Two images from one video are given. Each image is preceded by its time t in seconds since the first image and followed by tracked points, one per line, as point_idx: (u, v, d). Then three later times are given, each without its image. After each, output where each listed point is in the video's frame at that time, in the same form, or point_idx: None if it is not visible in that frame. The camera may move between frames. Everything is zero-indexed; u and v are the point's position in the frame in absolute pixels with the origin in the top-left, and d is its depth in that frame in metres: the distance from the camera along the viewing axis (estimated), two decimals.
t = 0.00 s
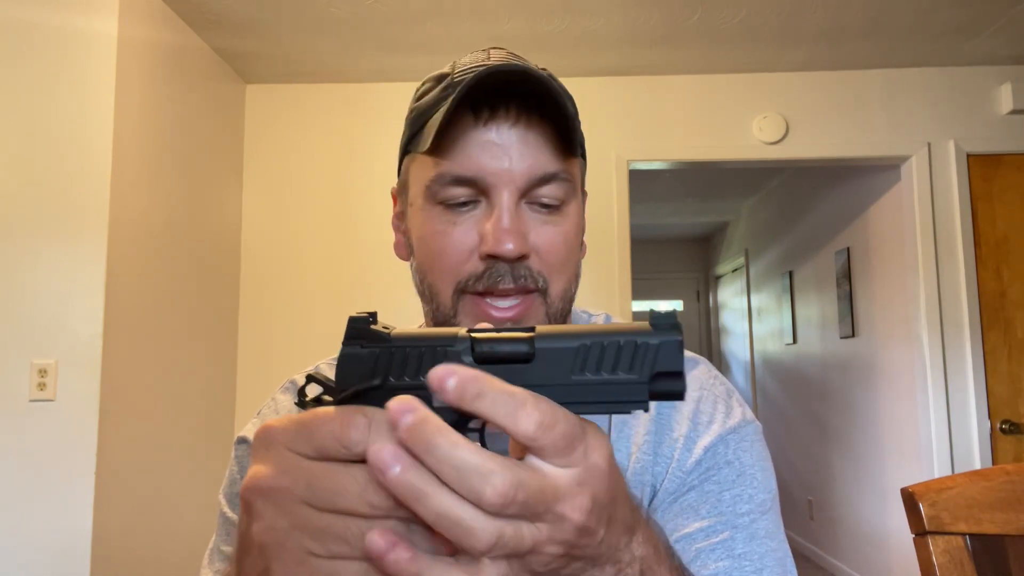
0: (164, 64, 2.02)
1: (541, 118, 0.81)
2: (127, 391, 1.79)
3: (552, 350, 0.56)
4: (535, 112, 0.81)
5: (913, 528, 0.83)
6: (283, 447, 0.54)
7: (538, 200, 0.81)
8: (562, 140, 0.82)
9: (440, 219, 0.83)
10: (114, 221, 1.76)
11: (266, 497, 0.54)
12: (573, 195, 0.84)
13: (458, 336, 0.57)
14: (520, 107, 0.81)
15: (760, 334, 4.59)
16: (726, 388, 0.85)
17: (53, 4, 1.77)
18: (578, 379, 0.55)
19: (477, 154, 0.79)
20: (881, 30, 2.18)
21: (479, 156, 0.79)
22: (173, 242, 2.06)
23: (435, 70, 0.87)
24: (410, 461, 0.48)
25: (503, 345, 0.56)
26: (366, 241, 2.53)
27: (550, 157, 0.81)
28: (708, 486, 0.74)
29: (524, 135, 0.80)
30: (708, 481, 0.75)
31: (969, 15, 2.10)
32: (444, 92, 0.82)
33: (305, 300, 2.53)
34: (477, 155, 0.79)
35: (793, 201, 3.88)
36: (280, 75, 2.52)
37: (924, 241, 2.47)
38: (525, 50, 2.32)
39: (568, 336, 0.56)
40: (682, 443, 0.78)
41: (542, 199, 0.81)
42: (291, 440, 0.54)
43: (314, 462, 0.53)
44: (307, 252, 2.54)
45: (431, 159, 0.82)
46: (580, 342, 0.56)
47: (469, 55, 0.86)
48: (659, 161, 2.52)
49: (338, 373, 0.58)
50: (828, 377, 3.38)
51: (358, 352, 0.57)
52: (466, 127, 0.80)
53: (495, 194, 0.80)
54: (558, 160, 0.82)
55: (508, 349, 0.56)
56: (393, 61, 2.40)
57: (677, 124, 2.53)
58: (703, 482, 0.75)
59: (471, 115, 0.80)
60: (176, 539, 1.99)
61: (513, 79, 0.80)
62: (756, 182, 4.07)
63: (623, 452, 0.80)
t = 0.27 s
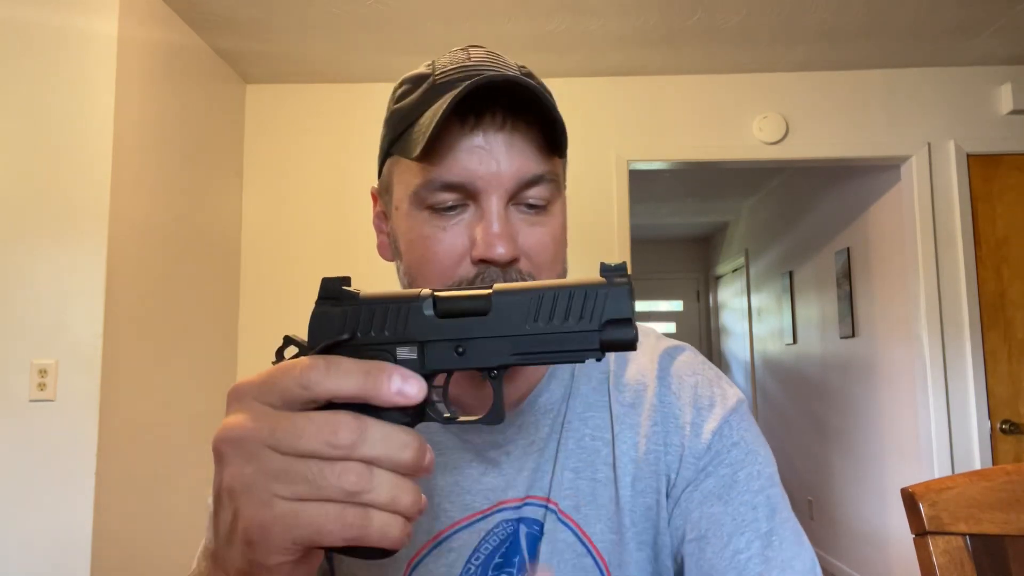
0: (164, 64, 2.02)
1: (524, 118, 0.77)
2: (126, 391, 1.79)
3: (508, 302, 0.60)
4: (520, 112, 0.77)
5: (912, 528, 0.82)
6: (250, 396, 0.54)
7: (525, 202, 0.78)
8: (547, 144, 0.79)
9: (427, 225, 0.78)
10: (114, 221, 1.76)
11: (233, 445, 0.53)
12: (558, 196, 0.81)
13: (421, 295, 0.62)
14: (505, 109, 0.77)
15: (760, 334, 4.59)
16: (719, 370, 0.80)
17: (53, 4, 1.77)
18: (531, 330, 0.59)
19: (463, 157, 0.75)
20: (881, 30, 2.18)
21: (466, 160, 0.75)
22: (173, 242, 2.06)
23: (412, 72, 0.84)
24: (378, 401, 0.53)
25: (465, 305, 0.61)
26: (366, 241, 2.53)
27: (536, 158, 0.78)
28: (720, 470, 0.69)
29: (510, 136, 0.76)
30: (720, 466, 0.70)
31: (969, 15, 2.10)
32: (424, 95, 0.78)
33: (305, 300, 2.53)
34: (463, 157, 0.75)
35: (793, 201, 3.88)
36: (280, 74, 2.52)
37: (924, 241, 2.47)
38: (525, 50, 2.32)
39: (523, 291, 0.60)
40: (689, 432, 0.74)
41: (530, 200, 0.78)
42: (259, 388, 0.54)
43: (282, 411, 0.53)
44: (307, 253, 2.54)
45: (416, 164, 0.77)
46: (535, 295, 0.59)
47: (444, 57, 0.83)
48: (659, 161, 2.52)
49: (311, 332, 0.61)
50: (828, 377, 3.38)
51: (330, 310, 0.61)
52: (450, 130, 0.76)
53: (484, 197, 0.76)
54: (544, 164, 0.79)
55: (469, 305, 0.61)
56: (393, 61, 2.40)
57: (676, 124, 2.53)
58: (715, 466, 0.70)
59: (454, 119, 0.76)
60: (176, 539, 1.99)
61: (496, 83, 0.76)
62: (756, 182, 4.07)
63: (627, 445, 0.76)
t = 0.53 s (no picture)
0: (164, 64, 2.02)
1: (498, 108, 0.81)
2: (126, 391, 1.79)
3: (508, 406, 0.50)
4: (494, 103, 0.81)
5: (912, 528, 0.82)
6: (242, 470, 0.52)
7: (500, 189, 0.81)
8: (522, 130, 0.82)
9: (406, 212, 0.82)
10: (114, 221, 1.76)
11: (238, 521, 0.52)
12: (536, 183, 0.84)
13: (418, 375, 0.54)
14: (478, 100, 0.81)
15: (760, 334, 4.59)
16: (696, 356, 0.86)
17: (53, 4, 1.77)
18: (535, 439, 0.49)
19: (438, 147, 0.79)
20: (881, 30, 2.18)
21: (440, 149, 0.79)
22: (173, 243, 2.06)
23: (398, 69, 0.88)
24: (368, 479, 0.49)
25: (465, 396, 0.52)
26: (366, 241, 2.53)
27: (511, 146, 0.81)
28: (715, 459, 0.74)
29: (483, 127, 0.80)
30: (714, 455, 0.74)
31: (970, 15, 2.10)
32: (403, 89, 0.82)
33: (304, 300, 2.53)
34: (437, 147, 0.79)
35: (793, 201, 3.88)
36: (280, 75, 2.52)
37: (925, 241, 2.46)
38: (525, 50, 2.32)
39: (525, 390, 0.50)
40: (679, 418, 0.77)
41: (504, 187, 0.81)
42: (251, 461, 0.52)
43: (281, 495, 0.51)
44: (307, 253, 2.54)
45: (395, 155, 0.82)
46: (536, 397, 0.49)
47: (427, 52, 0.87)
48: (659, 161, 2.52)
49: (306, 398, 0.57)
50: (828, 377, 3.38)
51: (321, 380, 0.56)
52: (426, 121, 0.80)
53: (458, 184, 0.80)
54: (518, 151, 0.81)
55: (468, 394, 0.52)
56: (393, 61, 2.40)
57: (676, 124, 2.53)
58: (710, 456, 0.74)
59: (428, 111, 0.80)
60: (176, 540, 1.99)
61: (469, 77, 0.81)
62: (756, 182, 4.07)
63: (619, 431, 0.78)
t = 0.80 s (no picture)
0: (164, 64, 2.02)
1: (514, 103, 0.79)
2: (126, 391, 1.79)
3: None
4: (510, 98, 0.79)
5: (913, 528, 0.82)
6: None
7: (512, 184, 0.78)
8: (537, 126, 0.80)
9: (414, 201, 0.78)
10: (115, 221, 1.76)
11: None
12: (549, 181, 0.81)
13: None
14: (494, 94, 0.79)
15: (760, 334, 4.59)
16: (708, 364, 0.86)
17: (53, 3, 1.77)
18: None
19: (452, 138, 0.77)
20: (881, 30, 2.18)
21: (454, 141, 0.77)
22: (173, 242, 2.06)
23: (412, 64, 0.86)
24: None
25: None
26: (366, 241, 2.53)
27: (525, 141, 0.79)
28: (725, 464, 0.75)
29: (498, 120, 0.78)
30: (724, 459, 0.75)
31: (970, 15, 2.10)
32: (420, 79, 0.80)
33: (304, 299, 2.52)
34: (452, 137, 0.77)
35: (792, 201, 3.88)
36: (280, 75, 2.52)
37: (925, 241, 2.46)
38: (525, 50, 2.32)
39: None
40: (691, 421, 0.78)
41: (517, 181, 0.78)
42: None
43: None
44: (307, 253, 2.54)
45: (405, 143, 0.79)
46: None
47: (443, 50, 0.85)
48: (659, 161, 2.52)
49: None
50: (828, 377, 3.38)
51: None
52: (441, 112, 0.78)
53: (470, 176, 0.77)
54: (533, 146, 0.79)
55: None
56: (393, 61, 2.40)
57: (676, 124, 2.53)
58: (719, 459, 0.75)
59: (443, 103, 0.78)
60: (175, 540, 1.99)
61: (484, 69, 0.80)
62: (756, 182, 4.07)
63: (629, 430, 0.78)
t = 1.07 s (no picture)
0: (164, 64, 2.01)
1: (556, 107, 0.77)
2: (126, 391, 1.79)
3: None
4: (552, 102, 0.77)
5: (912, 528, 0.82)
6: None
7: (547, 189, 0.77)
8: (576, 132, 0.78)
9: (448, 201, 0.77)
10: (114, 222, 1.76)
11: None
12: (583, 186, 0.80)
13: None
14: (536, 96, 0.76)
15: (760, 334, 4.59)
16: (729, 371, 0.86)
17: (52, 3, 1.77)
18: None
19: (491, 139, 0.75)
20: (881, 30, 2.18)
21: (492, 143, 0.75)
22: (172, 242, 2.06)
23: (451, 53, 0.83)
24: None
25: None
26: (366, 241, 2.53)
27: (564, 146, 0.77)
28: (743, 475, 0.75)
29: (538, 123, 0.76)
30: (742, 471, 0.76)
31: (970, 15, 2.10)
32: (462, 75, 0.77)
33: (304, 300, 2.52)
34: (491, 138, 0.75)
35: (792, 201, 3.88)
36: (280, 74, 2.52)
37: (925, 241, 2.46)
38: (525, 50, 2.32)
39: None
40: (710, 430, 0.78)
41: (552, 187, 0.77)
42: None
43: None
44: (307, 252, 2.54)
45: (444, 141, 0.77)
46: None
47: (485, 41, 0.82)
48: (659, 161, 2.52)
49: None
50: (828, 377, 3.38)
51: None
52: (483, 112, 0.76)
53: (506, 180, 0.75)
54: (570, 152, 0.77)
55: None
56: (393, 61, 2.40)
57: (676, 124, 2.53)
58: (737, 470, 0.76)
59: (483, 102, 0.76)
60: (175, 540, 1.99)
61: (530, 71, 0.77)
62: (756, 182, 4.07)
63: (648, 436, 0.78)
